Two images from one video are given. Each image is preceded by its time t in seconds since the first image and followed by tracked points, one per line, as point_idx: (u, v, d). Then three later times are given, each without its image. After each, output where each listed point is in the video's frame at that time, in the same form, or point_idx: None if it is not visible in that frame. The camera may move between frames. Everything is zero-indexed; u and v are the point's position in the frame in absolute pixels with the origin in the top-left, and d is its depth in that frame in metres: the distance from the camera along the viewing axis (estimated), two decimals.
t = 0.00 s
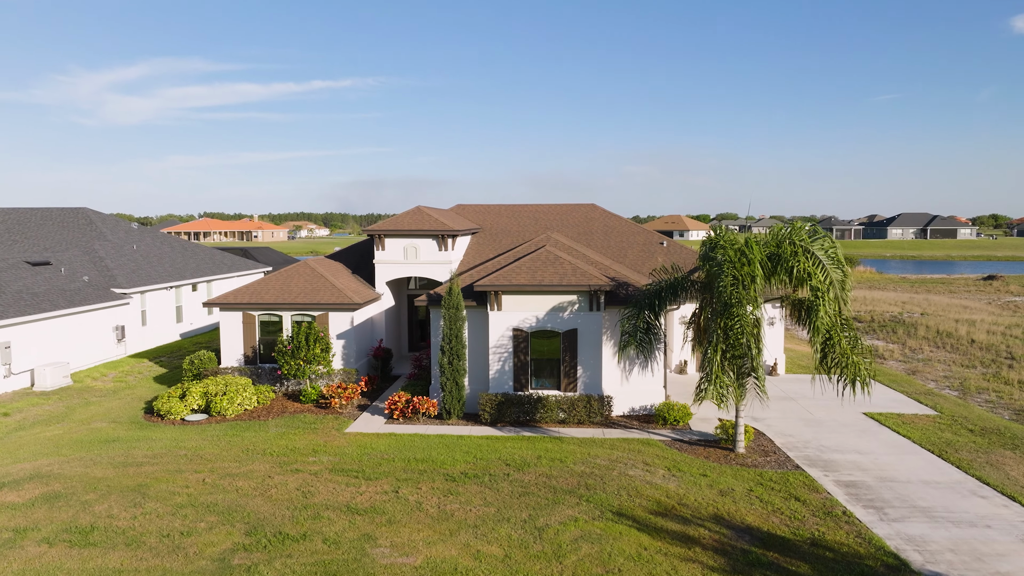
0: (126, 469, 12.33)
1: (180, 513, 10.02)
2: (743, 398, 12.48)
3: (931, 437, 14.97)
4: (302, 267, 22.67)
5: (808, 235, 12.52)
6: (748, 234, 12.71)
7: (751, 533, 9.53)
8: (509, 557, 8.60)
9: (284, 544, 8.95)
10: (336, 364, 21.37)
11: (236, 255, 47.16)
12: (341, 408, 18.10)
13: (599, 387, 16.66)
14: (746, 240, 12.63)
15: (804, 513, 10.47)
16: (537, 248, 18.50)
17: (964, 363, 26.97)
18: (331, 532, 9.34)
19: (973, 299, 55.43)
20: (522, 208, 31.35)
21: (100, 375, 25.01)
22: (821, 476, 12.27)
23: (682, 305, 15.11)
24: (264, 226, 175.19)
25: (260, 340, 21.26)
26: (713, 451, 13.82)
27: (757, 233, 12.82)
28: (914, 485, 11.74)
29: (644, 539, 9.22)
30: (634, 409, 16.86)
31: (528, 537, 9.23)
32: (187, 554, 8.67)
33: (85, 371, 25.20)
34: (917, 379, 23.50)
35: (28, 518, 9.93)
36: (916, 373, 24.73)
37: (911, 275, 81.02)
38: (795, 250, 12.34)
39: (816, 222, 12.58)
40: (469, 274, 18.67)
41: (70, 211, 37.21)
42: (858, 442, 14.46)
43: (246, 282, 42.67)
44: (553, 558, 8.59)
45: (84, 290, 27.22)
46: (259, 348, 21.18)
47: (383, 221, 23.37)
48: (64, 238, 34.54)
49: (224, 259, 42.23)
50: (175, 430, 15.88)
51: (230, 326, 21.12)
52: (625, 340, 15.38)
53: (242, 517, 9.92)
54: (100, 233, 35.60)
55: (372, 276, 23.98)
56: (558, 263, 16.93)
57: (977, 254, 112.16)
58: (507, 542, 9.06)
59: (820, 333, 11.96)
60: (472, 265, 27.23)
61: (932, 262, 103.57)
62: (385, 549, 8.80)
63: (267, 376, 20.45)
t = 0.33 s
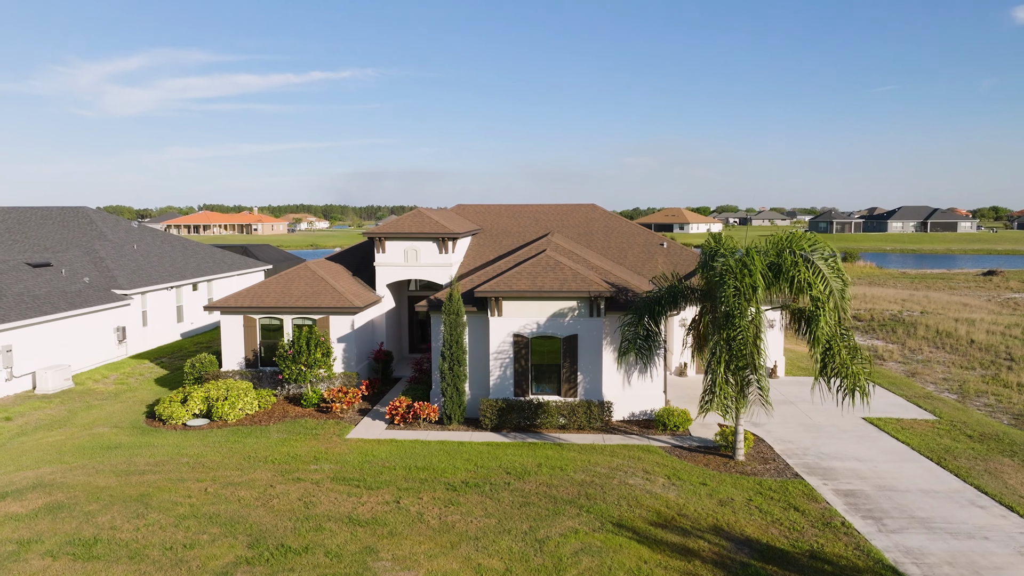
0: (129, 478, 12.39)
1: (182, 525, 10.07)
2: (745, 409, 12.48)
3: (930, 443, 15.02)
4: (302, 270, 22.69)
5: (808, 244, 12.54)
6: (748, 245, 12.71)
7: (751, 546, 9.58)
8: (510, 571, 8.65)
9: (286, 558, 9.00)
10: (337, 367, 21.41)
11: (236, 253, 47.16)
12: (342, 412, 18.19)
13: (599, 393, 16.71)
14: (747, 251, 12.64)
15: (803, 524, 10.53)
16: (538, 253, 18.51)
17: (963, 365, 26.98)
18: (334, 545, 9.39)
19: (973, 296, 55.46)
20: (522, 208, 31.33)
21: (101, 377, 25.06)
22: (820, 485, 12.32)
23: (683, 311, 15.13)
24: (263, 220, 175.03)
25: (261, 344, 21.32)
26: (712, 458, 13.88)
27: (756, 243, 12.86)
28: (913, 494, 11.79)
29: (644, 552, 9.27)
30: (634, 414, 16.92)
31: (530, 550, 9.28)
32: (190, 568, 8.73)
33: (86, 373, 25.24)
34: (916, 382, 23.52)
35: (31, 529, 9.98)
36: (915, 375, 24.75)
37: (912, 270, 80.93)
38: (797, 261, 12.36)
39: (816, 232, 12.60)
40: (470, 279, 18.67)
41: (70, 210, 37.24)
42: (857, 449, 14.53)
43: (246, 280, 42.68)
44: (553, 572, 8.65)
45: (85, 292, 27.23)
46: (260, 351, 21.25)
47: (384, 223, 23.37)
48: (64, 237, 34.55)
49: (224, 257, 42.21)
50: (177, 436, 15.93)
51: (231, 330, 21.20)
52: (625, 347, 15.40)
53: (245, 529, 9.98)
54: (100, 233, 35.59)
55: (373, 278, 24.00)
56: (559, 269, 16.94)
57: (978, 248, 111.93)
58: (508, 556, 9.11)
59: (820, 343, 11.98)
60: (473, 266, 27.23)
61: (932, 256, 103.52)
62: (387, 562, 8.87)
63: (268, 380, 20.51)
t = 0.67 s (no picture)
0: (132, 487, 12.46)
1: (185, 536, 10.15)
2: (747, 418, 12.51)
3: (928, 450, 15.09)
4: (302, 273, 22.70)
5: (808, 254, 12.57)
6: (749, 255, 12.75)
7: (750, 559, 9.64)
8: None
9: (289, 571, 9.09)
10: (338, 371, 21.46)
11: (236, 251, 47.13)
12: (344, 417, 18.29)
13: (600, 398, 16.76)
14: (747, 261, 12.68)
15: (801, 534, 10.60)
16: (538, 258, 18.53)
17: (962, 366, 27.01)
18: (336, 557, 9.48)
19: (972, 294, 55.48)
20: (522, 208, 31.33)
21: (103, 379, 25.13)
22: (819, 493, 12.38)
23: (683, 318, 15.17)
24: (263, 213, 174.77)
25: (263, 347, 21.40)
26: (712, 465, 13.94)
27: (756, 253, 12.91)
28: (911, 504, 11.86)
29: (643, 565, 9.33)
30: (634, 418, 16.98)
31: (530, 562, 9.36)
32: None
33: (88, 375, 25.32)
34: (915, 384, 23.56)
35: (36, 541, 10.05)
36: (915, 377, 24.78)
37: (912, 265, 80.94)
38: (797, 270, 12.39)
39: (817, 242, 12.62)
40: (470, 284, 18.71)
41: (70, 210, 37.28)
42: (855, 455, 14.60)
43: (247, 278, 42.66)
44: None
45: (85, 293, 27.26)
46: (262, 355, 21.33)
47: (384, 226, 23.40)
48: (64, 237, 34.58)
49: (224, 255, 42.19)
50: (179, 442, 16.01)
51: (233, 334, 21.24)
52: (625, 353, 15.46)
53: (248, 540, 10.05)
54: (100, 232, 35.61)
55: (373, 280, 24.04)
56: (559, 274, 16.98)
57: (978, 241, 111.79)
58: (508, 568, 9.19)
59: (820, 354, 12.01)
60: (473, 268, 27.23)
61: (932, 250, 103.51)
62: None
63: (269, 383, 20.59)
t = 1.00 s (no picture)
0: (135, 495, 12.54)
1: (187, 547, 10.22)
2: (747, 428, 12.56)
3: (926, 455, 15.17)
4: (303, 275, 22.70)
5: (808, 264, 12.64)
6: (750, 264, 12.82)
7: (747, 570, 9.73)
8: None
9: None
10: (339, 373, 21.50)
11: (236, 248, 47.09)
12: (345, 421, 18.36)
13: (600, 403, 16.83)
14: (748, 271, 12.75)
15: (799, 544, 10.68)
16: (538, 263, 18.57)
17: (960, 367, 27.07)
18: (337, 569, 9.56)
19: (972, 290, 55.43)
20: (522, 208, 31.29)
21: (104, 380, 25.19)
22: (817, 501, 12.46)
23: (683, 325, 15.21)
24: (263, 205, 174.44)
25: (265, 349, 21.48)
26: (711, 472, 14.02)
27: (757, 263, 12.97)
28: (908, 512, 11.94)
29: None
30: (633, 422, 17.06)
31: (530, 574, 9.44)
32: None
33: (89, 376, 25.40)
34: (914, 386, 23.59)
35: (40, 552, 10.13)
36: (913, 379, 24.83)
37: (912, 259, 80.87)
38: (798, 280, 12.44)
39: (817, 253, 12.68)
40: (470, 289, 18.75)
41: (70, 209, 37.28)
42: (855, 461, 14.67)
43: (247, 277, 42.67)
44: None
45: (86, 294, 27.29)
46: (263, 356, 21.41)
47: (384, 228, 23.41)
48: (65, 237, 34.60)
49: (224, 253, 42.19)
50: (181, 447, 16.09)
51: (234, 337, 21.32)
52: (625, 359, 15.51)
53: (250, 551, 10.12)
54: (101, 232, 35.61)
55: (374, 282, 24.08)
56: (559, 280, 17.02)
57: (978, 234, 111.61)
58: None
59: (819, 364, 12.06)
60: (473, 268, 27.25)
61: (932, 243, 103.31)
62: None
63: (270, 386, 20.67)
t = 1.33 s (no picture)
0: (137, 501, 12.62)
1: (189, 556, 10.31)
2: (745, 435, 12.62)
3: (923, 459, 15.26)
4: (303, 275, 22.69)
5: (807, 272, 12.66)
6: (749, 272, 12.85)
7: None
8: None
9: None
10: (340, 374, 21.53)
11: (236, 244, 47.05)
12: (345, 423, 18.44)
13: (599, 406, 16.91)
14: (747, 278, 12.77)
15: (796, 552, 10.77)
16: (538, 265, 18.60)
17: (958, 367, 27.11)
18: None
19: (971, 285, 55.50)
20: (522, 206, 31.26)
21: (105, 379, 25.27)
22: (815, 507, 12.55)
23: (682, 329, 15.24)
24: (263, 195, 174.01)
25: (265, 350, 21.55)
26: (710, 476, 14.10)
27: (756, 270, 13.00)
28: (905, 519, 12.03)
29: None
30: (632, 425, 17.15)
31: None
32: None
33: (90, 376, 25.47)
34: (912, 386, 23.63)
35: (44, 560, 10.22)
36: (911, 378, 24.87)
37: (911, 252, 80.82)
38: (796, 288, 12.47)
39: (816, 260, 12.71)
40: (470, 291, 18.79)
41: (70, 205, 37.29)
42: (852, 465, 14.77)
43: (247, 272, 42.67)
44: None
45: (87, 293, 27.34)
46: (263, 357, 21.47)
47: (384, 228, 23.40)
48: (65, 234, 34.63)
49: (224, 249, 42.19)
50: (183, 450, 16.17)
51: (235, 337, 21.38)
52: (625, 363, 15.56)
53: (252, 559, 10.21)
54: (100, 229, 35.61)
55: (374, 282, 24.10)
56: (559, 283, 17.04)
57: (978, 225, 111.49)
58: None
59: (818, 372, 12.11)
60: (473, 268, 27.27)
61: (932, 234, 103.29)
62: None
63: (270, 387, 20.75)
